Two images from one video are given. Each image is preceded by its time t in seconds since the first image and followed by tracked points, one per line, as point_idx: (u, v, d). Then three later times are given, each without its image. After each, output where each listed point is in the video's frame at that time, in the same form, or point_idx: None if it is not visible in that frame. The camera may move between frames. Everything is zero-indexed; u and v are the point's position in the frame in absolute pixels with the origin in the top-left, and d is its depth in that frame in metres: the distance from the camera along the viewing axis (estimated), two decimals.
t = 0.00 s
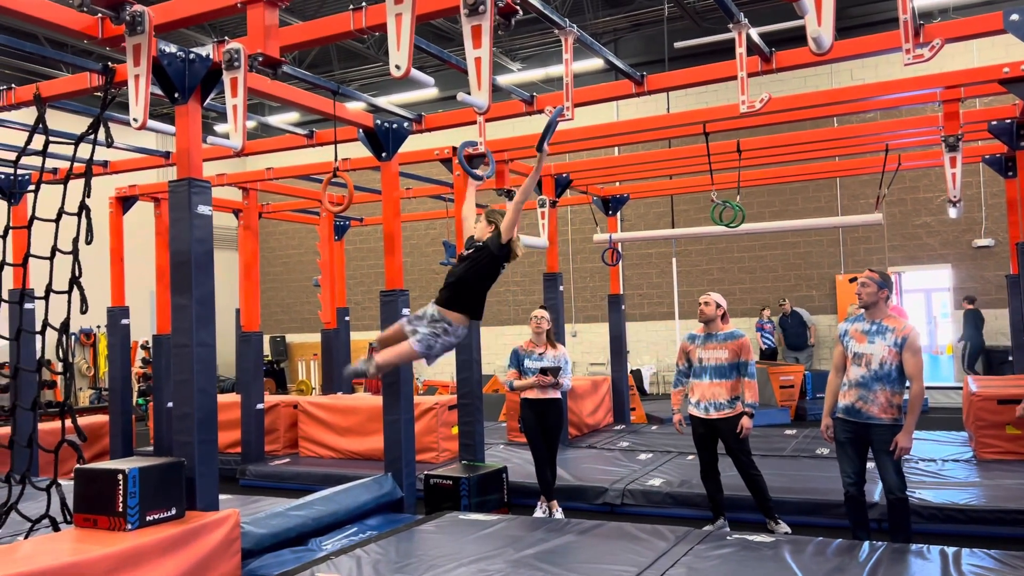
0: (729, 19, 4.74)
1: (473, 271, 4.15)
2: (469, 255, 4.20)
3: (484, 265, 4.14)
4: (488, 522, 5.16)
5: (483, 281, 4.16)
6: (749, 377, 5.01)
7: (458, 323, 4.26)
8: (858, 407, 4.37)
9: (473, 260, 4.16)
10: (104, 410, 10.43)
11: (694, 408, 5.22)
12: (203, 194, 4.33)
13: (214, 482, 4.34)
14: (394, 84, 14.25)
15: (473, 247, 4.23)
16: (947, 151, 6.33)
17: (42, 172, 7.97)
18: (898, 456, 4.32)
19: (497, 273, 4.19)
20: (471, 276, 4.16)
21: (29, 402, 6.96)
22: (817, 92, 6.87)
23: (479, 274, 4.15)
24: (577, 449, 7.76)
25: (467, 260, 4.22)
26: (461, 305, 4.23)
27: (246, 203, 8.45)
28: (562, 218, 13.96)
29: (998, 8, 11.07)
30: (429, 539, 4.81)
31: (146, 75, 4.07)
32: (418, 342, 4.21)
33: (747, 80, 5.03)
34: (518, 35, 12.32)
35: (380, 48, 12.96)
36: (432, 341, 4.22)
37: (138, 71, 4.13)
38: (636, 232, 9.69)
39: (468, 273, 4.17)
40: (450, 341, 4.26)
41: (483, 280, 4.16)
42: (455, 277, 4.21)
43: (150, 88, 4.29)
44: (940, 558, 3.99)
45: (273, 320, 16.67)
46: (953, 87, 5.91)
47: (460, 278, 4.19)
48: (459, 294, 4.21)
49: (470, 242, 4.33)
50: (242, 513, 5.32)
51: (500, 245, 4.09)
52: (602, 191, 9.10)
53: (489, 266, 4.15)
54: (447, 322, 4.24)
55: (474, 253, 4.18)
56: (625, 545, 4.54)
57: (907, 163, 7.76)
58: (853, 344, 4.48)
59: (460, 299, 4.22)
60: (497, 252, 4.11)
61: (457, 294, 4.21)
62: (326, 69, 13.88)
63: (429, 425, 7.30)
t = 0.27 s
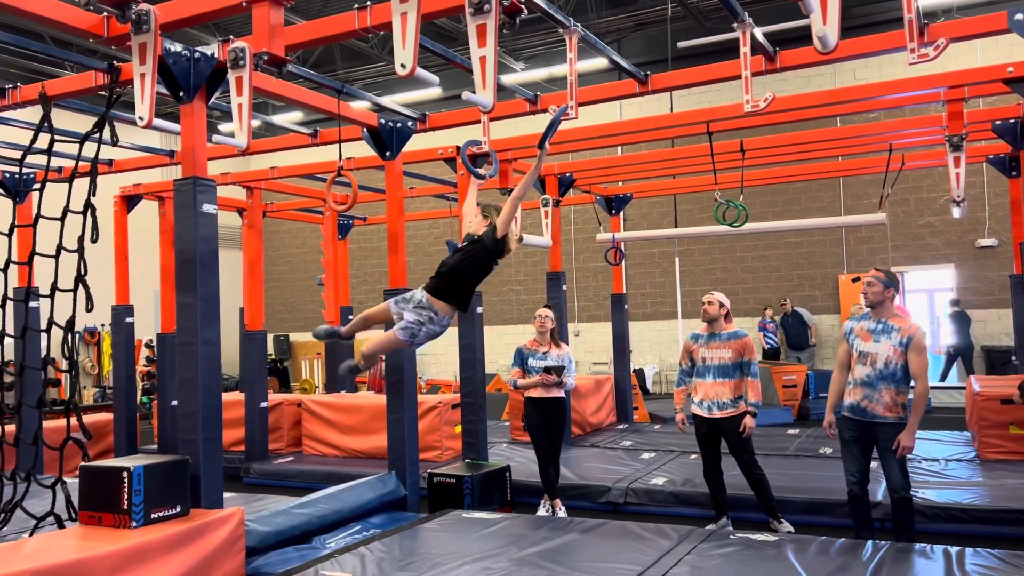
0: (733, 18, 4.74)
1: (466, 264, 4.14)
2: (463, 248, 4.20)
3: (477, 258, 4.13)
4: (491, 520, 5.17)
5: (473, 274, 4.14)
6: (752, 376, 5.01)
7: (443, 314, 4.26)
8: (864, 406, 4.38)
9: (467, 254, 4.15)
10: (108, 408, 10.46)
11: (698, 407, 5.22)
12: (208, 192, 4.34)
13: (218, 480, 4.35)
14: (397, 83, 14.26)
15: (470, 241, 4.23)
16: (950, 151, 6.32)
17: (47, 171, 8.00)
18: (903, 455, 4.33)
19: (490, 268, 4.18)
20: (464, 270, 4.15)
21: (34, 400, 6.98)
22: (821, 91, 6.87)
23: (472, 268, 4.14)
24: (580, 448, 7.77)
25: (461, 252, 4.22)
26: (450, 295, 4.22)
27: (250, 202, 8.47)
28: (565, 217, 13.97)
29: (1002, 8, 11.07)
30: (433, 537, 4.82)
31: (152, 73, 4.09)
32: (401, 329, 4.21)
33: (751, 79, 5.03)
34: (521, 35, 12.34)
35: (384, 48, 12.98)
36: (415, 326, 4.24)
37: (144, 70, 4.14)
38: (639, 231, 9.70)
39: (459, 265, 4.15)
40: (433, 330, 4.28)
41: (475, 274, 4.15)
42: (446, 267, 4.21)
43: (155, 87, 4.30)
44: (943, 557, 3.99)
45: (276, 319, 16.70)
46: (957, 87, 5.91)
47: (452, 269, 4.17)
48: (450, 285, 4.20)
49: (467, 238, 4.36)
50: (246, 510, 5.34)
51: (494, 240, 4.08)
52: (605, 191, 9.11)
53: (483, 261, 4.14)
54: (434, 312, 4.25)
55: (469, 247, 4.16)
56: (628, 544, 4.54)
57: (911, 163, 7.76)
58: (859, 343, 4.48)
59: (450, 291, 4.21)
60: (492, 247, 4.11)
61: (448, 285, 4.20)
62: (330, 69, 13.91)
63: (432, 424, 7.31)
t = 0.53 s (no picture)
0: (736, 17, 4.74)
1: (478, 271, 4.25)
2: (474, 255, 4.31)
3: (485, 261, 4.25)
4: (494, 519, 5.16)
5: (488, 280, 4.23)
6: (755, 376, 5.01)
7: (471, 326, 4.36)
8: (869, 405, 4.38)
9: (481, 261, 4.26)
10: (111, 406, 10.47)
11: (700, 407, 5.22)
12: (211, 191, 4.34)
13: (221, 479, 4.36)
14: (400, 82, 14.26)
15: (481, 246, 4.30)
16: (953, 150, 6.31)
17: (50, 169, 8.01)
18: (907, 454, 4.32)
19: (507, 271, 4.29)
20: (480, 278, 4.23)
21: (37, 398, 6.99)
22: (824, 90, 6.86)
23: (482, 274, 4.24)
24: (582, 447, 7.77)
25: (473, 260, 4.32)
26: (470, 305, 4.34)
27: (252, 201, 8.48)
28: (568, 217, 13.97)
29: (1005, 7, 11.05)
30: (435, 536, 4.83)
31: (155, 72, 4.09)
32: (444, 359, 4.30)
33: (754, 78, 5.03)
34: (524, 34, 12.34)
35: (387, 47, 12.98)
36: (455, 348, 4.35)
37: (147, 68, 4.14)
38: (642, 231, 9.70)
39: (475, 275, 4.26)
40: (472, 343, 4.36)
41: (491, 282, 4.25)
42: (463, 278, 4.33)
43: (158, 86, 4.30)
44: (946, 557, 3.98)
45: (279, 318, 16.72)
46: (960, 86, 5.89)
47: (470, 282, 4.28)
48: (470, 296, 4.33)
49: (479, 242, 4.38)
50: (248, 509, 5.34)
51: (507, 243, 4.18)
52: (608, 190, 9.11)
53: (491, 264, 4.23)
54: (465, 326, 4.36)
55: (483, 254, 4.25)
56: (631, 543, 4.54)
57: (914, 162, 7.74)
58: (865, 342, 4.46)
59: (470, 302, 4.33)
60: (506, 250, 4.20)
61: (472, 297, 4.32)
62: (332, 68, 13.92)
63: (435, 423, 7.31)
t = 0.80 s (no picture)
0: (737, 17, 4.73)
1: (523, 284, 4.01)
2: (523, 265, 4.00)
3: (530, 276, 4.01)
4: (495, 519, 5.16)
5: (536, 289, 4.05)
6: (757, 376, 5.03)
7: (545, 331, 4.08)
8: (867, 405, 4.37)
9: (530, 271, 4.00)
10: (112, 406, 10.47)
11: (702, 407, 5.21)
12: (212, 190, 4.34)
13: (222, 478, 4.35)
14: (401, 82, 14.26)
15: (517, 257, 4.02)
16: (956, 150, 6.29)
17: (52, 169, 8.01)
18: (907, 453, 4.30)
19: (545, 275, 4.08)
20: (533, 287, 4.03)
21: (38, 397, 6.99)
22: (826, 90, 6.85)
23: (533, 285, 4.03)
24: (584, 447, 7.76)
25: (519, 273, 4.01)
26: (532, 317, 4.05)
27: (254, 200, 8.48)
28: (569, 216, 13.95)
29: (1007, 6, 11.04)
30: (436, 535, 4.82)
31: (157, 72, 4.09)
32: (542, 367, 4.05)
33: (755, 78, 5.02)
34: (525, 33, 12.33)
35: (388, 46, 12.98)
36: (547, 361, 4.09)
37: (148, 68, 4.14)
38: (643, 230, 9.69)
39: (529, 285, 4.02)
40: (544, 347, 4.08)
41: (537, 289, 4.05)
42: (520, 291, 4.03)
43: (160, 85, 4.30)
44: (949, 557, 3.97)
45: (280, 317, 16.73)
46: (962, 86, 5.88)
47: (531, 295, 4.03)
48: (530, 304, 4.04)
49: (512, 250, 4.06)
50: (250, 508, 5.33)
51: (545, 250, 4.01)
52: (609, 190, 9.11)
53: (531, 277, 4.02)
54: (540, 332, 4.04)
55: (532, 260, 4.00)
56: (632, 543, 4.53)
57: (917, 162, 7.72)
58: (861, 342, 4.47)
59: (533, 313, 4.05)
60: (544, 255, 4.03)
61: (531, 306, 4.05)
62: (334, 67, 13.92)
63: (436, 422, 7.30)
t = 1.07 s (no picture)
0: (738, 16, 4.73)
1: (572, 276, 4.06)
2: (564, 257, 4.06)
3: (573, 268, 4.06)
4: (496, 519, 5.16)
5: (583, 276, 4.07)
6: (757, 376, 5.04)
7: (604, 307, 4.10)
8: (859, 404, 4.47)
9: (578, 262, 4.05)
10: (114, 405, 10.48)
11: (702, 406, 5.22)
12: (213, 190, 4.34)
13: (223, 477, 4.36)
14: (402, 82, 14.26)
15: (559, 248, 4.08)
16: (956, 149, 6.29)
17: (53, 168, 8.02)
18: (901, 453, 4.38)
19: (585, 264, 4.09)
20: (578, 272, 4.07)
21: (40, 397, 7.00)
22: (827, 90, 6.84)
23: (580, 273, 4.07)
24: (584, 447, 7.76)
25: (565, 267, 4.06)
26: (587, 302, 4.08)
27: (255, 200, 8.48)
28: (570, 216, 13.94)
29: (1008, 5, 11.02)
30: (437, 535, 4.83)
31: (158, 72, 4.10)
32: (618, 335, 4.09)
33: (756, 78, 5.02)
34: (526, 33, 12.33)
35: (389, 46, 12.99)
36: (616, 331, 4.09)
37: (149, 68, 4.15)
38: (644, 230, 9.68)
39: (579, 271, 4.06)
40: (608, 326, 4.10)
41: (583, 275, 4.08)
42: (574, 283, 4.06)
43: (161, 85, 4.31)
44: (949, 557, 3.97)
45: (282, 317, 16.74)
46: (963, 86, 5.88)
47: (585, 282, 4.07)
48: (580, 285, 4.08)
49: (549, 246, 4.11)
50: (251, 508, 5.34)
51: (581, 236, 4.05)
52: (610, 189, 9.10)
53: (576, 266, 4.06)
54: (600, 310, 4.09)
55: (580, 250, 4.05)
56: (632, 543, 4.53)
57: (918, 161, 7.71)
58: (853, 342, 4.57)
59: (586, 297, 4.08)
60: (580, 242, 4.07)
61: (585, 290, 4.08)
62: (335, 67, 13.93)
63: (437, 422, 7.31)
